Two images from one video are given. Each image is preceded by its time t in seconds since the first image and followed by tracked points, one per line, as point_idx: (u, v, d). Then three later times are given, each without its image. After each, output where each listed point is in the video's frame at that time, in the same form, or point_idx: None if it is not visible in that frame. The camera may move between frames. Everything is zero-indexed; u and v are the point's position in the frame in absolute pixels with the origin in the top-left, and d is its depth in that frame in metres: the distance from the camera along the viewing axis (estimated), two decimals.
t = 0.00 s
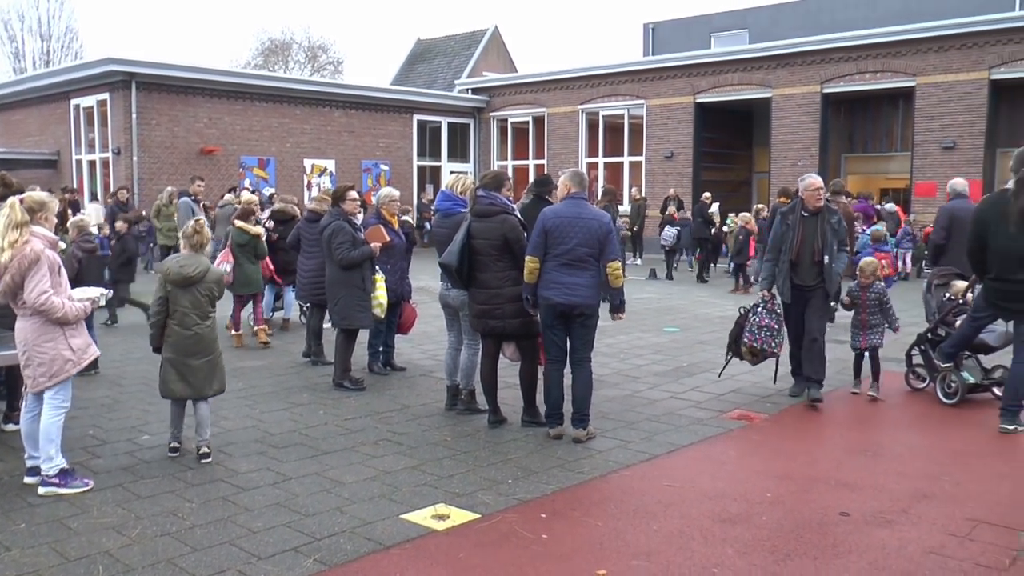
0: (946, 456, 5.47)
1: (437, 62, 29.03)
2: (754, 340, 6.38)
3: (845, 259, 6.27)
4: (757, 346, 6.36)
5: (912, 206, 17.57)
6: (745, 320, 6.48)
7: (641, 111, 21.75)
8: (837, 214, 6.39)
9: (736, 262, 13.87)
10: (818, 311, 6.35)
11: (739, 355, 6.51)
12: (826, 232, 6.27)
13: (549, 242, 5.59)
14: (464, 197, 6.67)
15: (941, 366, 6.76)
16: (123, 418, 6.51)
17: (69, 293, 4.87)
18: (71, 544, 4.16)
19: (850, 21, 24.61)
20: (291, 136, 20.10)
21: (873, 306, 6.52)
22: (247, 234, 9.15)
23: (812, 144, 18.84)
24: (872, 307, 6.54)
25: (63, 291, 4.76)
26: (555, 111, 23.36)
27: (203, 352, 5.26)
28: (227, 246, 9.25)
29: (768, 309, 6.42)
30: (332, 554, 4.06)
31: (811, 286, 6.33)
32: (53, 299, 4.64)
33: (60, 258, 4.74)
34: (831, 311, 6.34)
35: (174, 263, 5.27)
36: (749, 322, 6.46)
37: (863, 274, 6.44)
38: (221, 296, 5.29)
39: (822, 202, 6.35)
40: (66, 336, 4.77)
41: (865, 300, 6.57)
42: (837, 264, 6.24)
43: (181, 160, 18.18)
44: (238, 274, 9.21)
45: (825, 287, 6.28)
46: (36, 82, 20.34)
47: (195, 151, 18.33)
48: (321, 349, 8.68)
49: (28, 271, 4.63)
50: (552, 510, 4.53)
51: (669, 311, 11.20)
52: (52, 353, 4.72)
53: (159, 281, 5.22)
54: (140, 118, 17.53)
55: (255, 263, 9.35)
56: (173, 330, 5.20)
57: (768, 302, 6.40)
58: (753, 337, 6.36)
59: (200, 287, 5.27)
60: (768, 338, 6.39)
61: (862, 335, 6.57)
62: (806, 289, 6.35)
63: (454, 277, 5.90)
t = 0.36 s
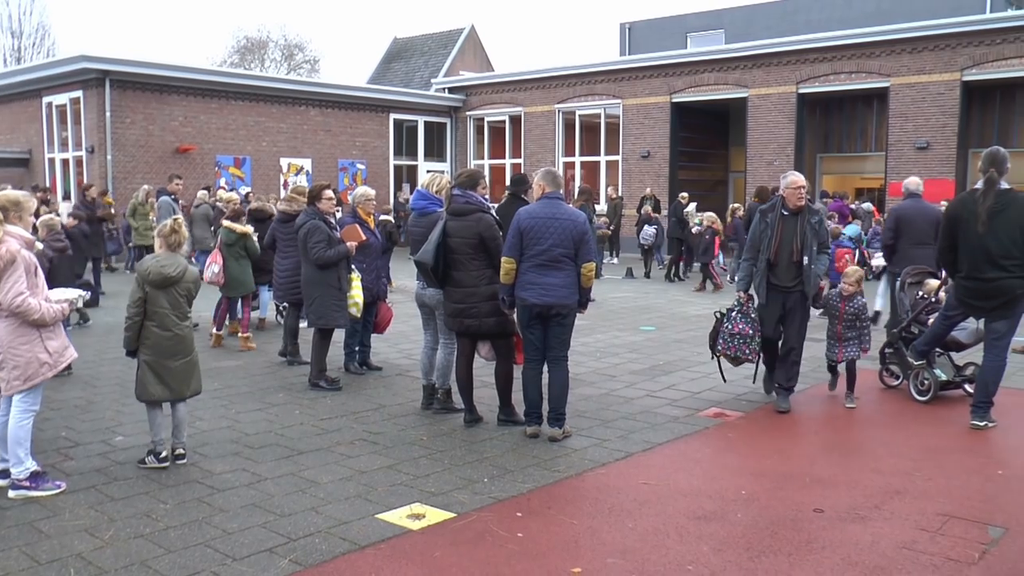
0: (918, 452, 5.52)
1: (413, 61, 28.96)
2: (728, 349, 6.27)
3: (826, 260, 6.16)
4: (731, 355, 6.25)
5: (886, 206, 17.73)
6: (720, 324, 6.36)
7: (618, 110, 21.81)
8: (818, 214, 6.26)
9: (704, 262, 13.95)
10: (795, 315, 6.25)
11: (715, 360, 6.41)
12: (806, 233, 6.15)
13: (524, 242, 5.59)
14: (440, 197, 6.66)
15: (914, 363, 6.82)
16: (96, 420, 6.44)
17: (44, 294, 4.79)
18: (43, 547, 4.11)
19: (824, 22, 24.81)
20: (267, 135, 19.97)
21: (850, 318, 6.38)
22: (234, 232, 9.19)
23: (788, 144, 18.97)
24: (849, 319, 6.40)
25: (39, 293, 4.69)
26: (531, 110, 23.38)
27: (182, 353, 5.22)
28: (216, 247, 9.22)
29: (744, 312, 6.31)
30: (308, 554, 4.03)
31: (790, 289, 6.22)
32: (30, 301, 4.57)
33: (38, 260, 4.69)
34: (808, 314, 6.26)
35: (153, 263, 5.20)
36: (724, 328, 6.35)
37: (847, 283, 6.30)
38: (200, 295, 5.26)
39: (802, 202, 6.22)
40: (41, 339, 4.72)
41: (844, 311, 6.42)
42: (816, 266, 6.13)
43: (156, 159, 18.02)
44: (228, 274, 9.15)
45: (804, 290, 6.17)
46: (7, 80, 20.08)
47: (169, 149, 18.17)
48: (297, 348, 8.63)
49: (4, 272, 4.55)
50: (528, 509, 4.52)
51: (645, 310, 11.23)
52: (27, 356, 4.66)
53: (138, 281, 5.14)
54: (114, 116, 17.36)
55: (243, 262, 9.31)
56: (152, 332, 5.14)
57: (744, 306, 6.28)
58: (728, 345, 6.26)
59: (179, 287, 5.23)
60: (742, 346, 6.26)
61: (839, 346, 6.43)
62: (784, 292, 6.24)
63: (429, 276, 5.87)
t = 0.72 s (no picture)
0: (889, 448, 5.57)
1: (388, 59, 28.85)
2: (693, 350, 6.25)
3: (798, 259, 6.07)
4: (695, 356, 6.23)
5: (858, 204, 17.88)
6: (689, 325, 6.32)
7: (592, 109, 21.86)
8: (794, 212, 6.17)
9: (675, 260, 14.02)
10: (764, 316, 6.18)
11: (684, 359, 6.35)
12: (779, 231, 6.06)
13: (493, 242, 5.59)
14: (414, 195, 6.62)
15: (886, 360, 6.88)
16: (66, 421, 6.35)
17: (9, 297, 4.72)
18: (10, 551, 4.05)
19: (797, 22, 24.99)
20: (241, 133, 19.81)
21: (818, 317, 6.18)
22: (215, 229, 9.17)
23: (761, 143, 19.09)
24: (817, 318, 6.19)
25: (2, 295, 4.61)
26: (506, 109, 23.36)
27: (151, 353, 5.16)
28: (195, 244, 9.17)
29: (714, 313, 6.23)
30: (281, 554, 4.00)
31: (761, 290, 6.14)
32: None
33: (5, 261, 4.65)
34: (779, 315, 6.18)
35: (123, 262, 5.13)
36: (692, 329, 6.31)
37: (815, 277, 6.13)
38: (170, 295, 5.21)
39: (777, 200, 6.13)
40: (6, 341, 4.64)
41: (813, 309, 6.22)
42: (786, 266, 6.04)
43: (128, 157, 17.82)
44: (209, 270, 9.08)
45: (774, 290, 6.09)
46: None
47: (142, 147, 17.99)
48: (271, 348, 8.57)
49: None
50: (501, 507, 4.52)
51: (620, 308, 11.26)
52: None
53: (108, 280, 5.06)
54: (85, 113, 17.16)
55: (223, 260, 9.28)
56: (122, 332, 5.08)
57: (713, 306, 6.21)
58: (692, 346, 6.24)
59: (150, 287, 5.17)
60: (706, 347, 6.21)
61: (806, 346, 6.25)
62: (755, 292, 6.16)
63: (403, 275, 5.84)
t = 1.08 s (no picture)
0: (860, 445, 5.62)
1: (363, 58, 28.73)
2: (661, 359, 5.98)
3: (764, 263, 5.83)
4: (664, 366, 5.97)
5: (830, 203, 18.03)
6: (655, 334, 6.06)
7: (566, 108, 21.90)
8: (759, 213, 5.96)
9: (647, 259, 14.07)
10: (731, 323, 5.94)
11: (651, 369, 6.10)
12: (743, 234, 5.84)
13: (463, 242, 5.60)
14: (388, 194, 6.58)
15: (858, 358, 6.95)
16: (36, 423, 6.26)
17: None
18: None
19: (771, 23, 25.17)
20: (214, 131, 19.62)
21: (781, 317, 5.85)
22: (187, 228, 9.03)
23: (735, 143, 19.20)
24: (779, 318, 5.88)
25: None
26: (480, 108, 23.34)
27: (122, 354, 5.11)
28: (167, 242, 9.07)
29: (681, 320, 6.00)
30: (253, 556, 3.97)
31: (726, 295, 5.93)
32: None
33: None
34: (744, 321, 5.92)
35: (92, 262, 5.06)
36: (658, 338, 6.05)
37: (777, 274, 5.88)
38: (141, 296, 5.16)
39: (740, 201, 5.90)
40: None
41: (776, 310, 5.91)
42: (753, 270, 5.82)
43: (99, 155, 17.61)
44: (182, 270, 9.06)
45: (741, 295, 5.87)
46: None
47: (114, 146, 17.79)
48: (244, 348, 8.51)
49: None
50: (474, 506, 4.51)
51: (593, 306, 11.29)
52: None
53: (77, 280, 4.99)
54: (55, 111, 16.93)
55: (196, 259, 9.22)
56: (92, 333, 5.01)
57: (679, 313, 6.00)
58: (660, 355, 5.97)
59: (121, 287, 5.12)
60: (676, 355, 5.96)
61: (770, 350, 5.89)
62: (721, 297, 5.94)
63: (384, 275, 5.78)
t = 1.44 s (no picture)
0: (835, 441, 5.66)
1: (340, 56, 28.62)
2: (640, 363, 5.91)
3: (734, 266, 5.64)
4: (644, 369, 5.91)
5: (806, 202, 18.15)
6: (631, 335, 5.96)
7: (543, 107, 21.93)
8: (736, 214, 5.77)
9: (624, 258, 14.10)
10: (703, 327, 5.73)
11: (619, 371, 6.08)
12: (715, 236, 5.67)
13: (438, 240, 5.59)
14: (365, 193, 6.55)
15: (833, 355, 7.00)
16: (8, 424, 6.18)
17: None
18: None
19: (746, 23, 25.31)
20: (190, 129, 19.47)
21: (752, 318, 5.65)
22: (170, 226, 8.99)
23: (712, 141, 19.29)
24: (751, 318, 5.66)
25: None
26: (457, 106, 23.31)
27: (95, 355, 5.05)
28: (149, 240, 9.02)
29: (654, 320, 5.88)
30: (228, 557, 3.94)
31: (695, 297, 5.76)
32: None
33: None
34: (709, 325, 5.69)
35: (65, 261, 4.99)
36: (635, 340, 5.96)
37: (744, 274, 5.63)
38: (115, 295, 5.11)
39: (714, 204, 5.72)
40: None
41: (747, 311, 5.69)
42: (722, 273, 5.64)
43: (73, 153, 17.41)
44: (164, 268, 9.01)
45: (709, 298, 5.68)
46: None
47: (88, 144, 17.60)
48: (220, 347, 8.45)
49: None
50: (451, 505, 4.50)
51: (571, 305, 11.30)
52: None
53: (50, 280, 4.92)
54: (28, 108, 16.72)
55: (178, 256, 9.17)
56: (65, 333, 4.95)
57: (654, 314, 5.86)
58: (641, 358, 5.90)
59: (94, 287, 5.07)
60: (658, 358, 5.90)
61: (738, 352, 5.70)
62: (692, 299, 5.78)
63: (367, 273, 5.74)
